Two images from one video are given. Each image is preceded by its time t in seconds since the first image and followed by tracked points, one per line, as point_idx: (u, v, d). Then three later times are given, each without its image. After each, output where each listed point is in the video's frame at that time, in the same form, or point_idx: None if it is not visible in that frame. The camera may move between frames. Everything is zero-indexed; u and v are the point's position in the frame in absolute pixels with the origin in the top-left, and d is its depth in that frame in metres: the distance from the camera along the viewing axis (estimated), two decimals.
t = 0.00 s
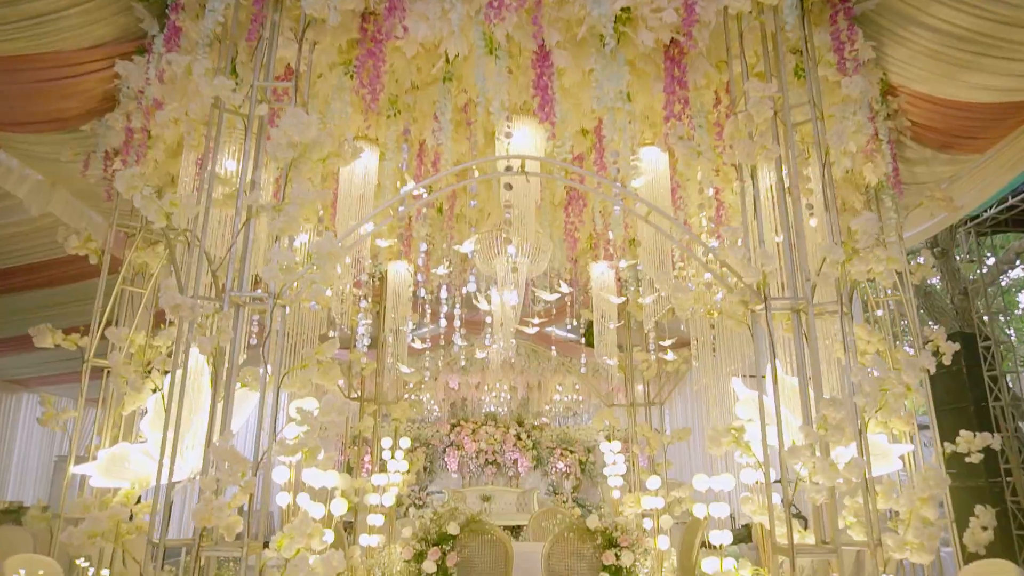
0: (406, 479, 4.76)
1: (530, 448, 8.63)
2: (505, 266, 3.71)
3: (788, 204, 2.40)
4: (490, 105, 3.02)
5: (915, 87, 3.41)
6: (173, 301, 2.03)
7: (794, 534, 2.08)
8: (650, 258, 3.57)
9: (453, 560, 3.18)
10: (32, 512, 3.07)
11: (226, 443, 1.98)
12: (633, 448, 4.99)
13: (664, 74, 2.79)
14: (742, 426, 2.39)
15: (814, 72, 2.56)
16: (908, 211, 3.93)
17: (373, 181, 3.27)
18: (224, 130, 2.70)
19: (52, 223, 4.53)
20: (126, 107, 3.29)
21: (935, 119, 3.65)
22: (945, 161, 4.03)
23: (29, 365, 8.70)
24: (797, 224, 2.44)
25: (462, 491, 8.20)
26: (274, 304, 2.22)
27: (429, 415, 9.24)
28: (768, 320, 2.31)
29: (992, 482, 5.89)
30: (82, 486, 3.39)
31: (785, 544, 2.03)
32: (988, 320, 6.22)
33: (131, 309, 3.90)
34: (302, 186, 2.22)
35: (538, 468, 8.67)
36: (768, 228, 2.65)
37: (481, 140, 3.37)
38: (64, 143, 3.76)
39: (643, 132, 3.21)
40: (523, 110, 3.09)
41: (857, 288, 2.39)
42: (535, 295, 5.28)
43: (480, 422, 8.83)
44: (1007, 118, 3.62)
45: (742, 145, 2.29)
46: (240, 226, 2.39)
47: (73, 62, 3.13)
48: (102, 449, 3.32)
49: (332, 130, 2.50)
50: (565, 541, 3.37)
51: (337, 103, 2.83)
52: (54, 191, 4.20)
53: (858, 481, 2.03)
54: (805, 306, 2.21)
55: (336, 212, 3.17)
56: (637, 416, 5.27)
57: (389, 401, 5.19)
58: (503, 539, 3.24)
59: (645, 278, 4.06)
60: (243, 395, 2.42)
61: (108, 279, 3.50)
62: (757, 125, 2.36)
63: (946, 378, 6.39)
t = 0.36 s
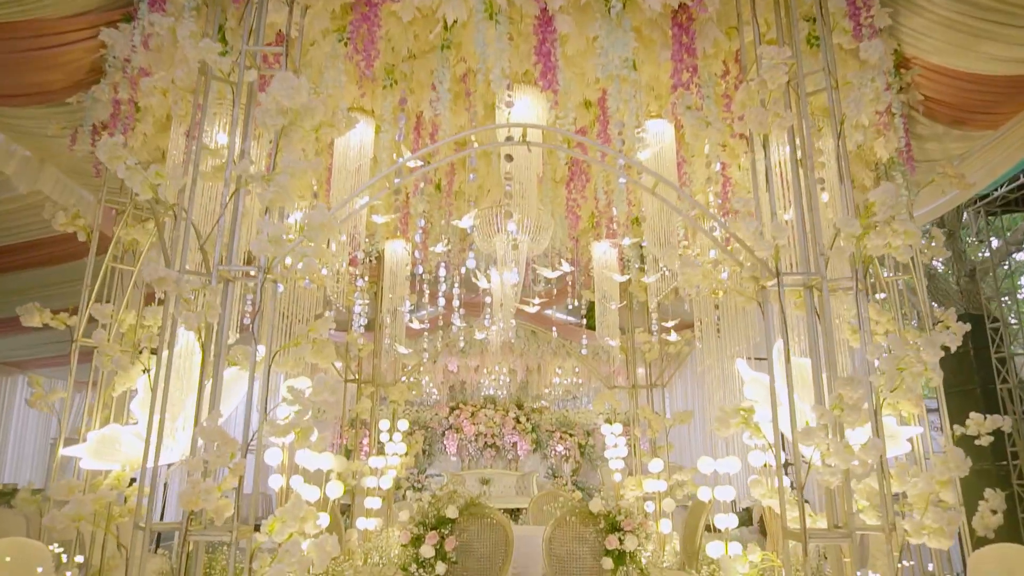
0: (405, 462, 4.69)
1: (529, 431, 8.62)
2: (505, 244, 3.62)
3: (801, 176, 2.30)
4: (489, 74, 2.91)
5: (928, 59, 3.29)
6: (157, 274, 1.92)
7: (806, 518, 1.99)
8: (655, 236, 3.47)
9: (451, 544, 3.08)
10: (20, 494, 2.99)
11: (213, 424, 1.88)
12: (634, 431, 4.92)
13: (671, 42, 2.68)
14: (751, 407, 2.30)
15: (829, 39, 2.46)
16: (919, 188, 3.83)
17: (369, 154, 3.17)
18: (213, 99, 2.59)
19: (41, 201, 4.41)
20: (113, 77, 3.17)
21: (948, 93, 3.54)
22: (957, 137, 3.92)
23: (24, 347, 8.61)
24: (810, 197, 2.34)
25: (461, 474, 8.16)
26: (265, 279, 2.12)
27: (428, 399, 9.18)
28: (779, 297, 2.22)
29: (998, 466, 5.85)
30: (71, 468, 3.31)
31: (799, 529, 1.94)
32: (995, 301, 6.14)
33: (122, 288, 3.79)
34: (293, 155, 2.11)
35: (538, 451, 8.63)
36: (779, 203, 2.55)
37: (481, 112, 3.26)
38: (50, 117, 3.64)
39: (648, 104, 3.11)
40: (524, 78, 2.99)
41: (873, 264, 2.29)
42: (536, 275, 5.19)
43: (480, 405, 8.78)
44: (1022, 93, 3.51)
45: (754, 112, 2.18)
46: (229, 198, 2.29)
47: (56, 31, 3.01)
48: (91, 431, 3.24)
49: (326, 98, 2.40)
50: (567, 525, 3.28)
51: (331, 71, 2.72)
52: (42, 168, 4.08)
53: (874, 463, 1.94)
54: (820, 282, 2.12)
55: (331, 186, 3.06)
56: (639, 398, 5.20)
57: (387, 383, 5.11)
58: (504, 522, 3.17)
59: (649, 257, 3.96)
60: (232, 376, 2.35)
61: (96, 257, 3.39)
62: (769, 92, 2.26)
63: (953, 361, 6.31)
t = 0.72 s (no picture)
0: (404, 444, 4.62)
1: (529, 414, 8.55)
2: (505, 221, 3.52)
3: (816, 145, 2.20)
4: (489, 41, 2.80)
5: (945, 29, 3.18)
6: (140, 245, 1.78)
7: (820, 501, 1.91)
8: (661, 213, 3.37)
9: (452, 527, 2.88)
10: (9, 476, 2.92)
11: (202, 403, 1.80)
12: (635, 413, 4.85)
13: (680, 7, 2.57)
14: (761, 386, 2.21)
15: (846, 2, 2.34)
16: (932, 165, 3.72)
17: (365, 126, 3.06)
18: (201, 66, 2.48)
19: (30, 177, 4.29)
20: (100, 46, 3.06)
21: (963, 66, 3.42)
22: (970, 113, 3.81)
23: (15, 328, 8.48)
24: (824, 168, 2.24)
25: (461, 457, 8.11)
26: (254, 252, 2.02)
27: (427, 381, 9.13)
28: (793, 272, 2.12)
29: (1006, 449, 5.85)
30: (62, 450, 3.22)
31: (813, 513, 1.86)
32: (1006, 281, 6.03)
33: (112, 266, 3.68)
34: (283, 121, 2.01)
35: (537, 434, 8.59)
36: (791, 174, 2.45)
37: (481, 83, 3.15)
38: (36, 90, 3.51)
39: (654, 74, 3.01)
40: (525, 46, 2.86)
41: (889, 237, 2.19)
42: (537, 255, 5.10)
43: (479, 388, 8.72)
44: None
45: (769, 78, 2.07)
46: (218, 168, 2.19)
47: None
48: (82, 412, 3.15)
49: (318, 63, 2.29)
50: (569, 507, 3.07)
51: (325, 38, 2.61)
52: (30, 144, 3.96)
53: (894, 444, 1.85)
54: (837, 256, 2.02)
55: (325, 159, 2.96)
56: (641, 380, 5.12)
57: (385, 364, 5.02)
58: (505, 504, 2.98)
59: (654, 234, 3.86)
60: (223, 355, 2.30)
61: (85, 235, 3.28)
62: (784, 57, 2.15)
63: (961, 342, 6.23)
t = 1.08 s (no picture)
0: (401, 425, 4.55)
1: (529, 395, 8.49)
2: (505, 196, 3.42)
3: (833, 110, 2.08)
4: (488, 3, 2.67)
5: None
6: (115, 212, 1.67)
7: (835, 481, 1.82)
8: (666, 186, 3.26)
9: (449, 509, 2.65)
10: None
11: (184, 380, 1.70)
12: (637, 393, 4.77)
13: None
14: (772, 362, 2.12)
15: None
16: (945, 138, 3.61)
17: (359, 95, 2.94)
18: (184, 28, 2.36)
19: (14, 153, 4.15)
20: (81, 11, 2.93)
21: (979, 34, 3.30)
22: (984, 84, 3.69)
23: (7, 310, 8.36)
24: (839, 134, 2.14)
25: (460, 438, 8.06)
26: (240, 223, 1.92)
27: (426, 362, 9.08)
28: (807, 243, 2.02)
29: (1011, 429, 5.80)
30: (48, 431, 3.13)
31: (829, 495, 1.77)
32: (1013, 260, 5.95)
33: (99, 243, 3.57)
34: (269, 83, 1.89)
35: (537, 415, 8.53)
36: (803, 143, 2.34)
37: (480, 49, 3.03)
38: (16, 59, 3.36)
39: (661, 41, 2.92)
40: (526, 9, 2.75)
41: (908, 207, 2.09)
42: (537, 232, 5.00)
43: (478, 369, 8.65)
44: None
45: (784, 36, 1.95)
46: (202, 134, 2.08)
47: None
48: (69, 391, 3.06)
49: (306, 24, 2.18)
50: (569, 489, 2.79)
51: None
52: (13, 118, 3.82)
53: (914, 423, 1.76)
54: (855, 225, 1.91)
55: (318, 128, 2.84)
56: (643, 360, 5.04)
57: (382, 344, 4.94)
58: (503, 486, 2.75)
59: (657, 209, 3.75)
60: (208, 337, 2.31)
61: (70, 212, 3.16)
62: (799, 15, 2.03)
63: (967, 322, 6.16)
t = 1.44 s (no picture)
0: (399, 405, 4.46)
1: (528, 376, 8.40)
2: (503, 169, 3.31)
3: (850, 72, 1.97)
4: None
5: None
6: (88, 175, 1.56)
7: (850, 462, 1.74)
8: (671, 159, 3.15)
9: (446, 491, 2.55)
10: None
11: (164, 355, 1.61)
12: (639, 373, 4.68)
13: None
14: (783, 338, 2.03)
15: None
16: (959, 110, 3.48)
17: (351, 61, 2.82)
18: None
19: None
20: None
21: None
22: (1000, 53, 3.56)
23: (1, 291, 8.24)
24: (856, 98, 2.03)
25: (459, 419, 7.99)
26: (224, 190, 1.81)
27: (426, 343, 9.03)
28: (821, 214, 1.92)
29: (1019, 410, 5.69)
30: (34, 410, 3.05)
31: (844, 475, 1.68)
32: None
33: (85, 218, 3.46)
34: (253, 41, 1.78)
35: (536, 396, 8.44)
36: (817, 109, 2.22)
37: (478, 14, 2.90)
38: None
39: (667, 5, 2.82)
40: None
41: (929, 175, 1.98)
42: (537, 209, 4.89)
43: (478, 350, 8.56)
44: None
45: None
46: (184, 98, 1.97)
47: None
48: (55, 370, 2.97)
49: None
50: (570, 471, 2.70)
51: None
52: None
53: (935, 400, 1.67)
54: (874, 193, 1.81)
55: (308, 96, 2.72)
56: (645, 339, 4.95)
57: (379, 323, 4.84)
58: (501, 468, 2.66)
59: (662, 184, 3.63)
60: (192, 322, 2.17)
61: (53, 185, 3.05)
62: None
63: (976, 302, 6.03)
